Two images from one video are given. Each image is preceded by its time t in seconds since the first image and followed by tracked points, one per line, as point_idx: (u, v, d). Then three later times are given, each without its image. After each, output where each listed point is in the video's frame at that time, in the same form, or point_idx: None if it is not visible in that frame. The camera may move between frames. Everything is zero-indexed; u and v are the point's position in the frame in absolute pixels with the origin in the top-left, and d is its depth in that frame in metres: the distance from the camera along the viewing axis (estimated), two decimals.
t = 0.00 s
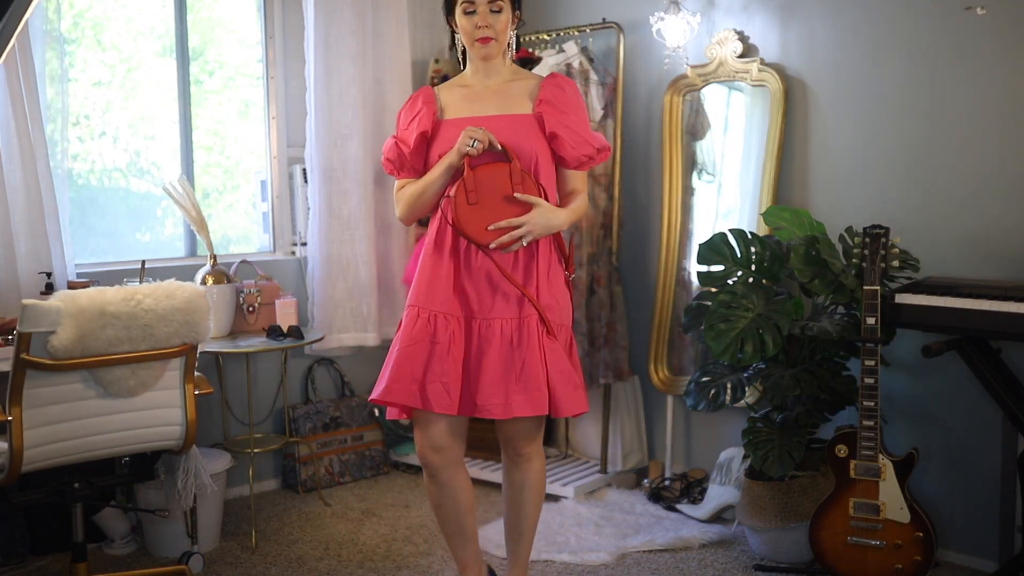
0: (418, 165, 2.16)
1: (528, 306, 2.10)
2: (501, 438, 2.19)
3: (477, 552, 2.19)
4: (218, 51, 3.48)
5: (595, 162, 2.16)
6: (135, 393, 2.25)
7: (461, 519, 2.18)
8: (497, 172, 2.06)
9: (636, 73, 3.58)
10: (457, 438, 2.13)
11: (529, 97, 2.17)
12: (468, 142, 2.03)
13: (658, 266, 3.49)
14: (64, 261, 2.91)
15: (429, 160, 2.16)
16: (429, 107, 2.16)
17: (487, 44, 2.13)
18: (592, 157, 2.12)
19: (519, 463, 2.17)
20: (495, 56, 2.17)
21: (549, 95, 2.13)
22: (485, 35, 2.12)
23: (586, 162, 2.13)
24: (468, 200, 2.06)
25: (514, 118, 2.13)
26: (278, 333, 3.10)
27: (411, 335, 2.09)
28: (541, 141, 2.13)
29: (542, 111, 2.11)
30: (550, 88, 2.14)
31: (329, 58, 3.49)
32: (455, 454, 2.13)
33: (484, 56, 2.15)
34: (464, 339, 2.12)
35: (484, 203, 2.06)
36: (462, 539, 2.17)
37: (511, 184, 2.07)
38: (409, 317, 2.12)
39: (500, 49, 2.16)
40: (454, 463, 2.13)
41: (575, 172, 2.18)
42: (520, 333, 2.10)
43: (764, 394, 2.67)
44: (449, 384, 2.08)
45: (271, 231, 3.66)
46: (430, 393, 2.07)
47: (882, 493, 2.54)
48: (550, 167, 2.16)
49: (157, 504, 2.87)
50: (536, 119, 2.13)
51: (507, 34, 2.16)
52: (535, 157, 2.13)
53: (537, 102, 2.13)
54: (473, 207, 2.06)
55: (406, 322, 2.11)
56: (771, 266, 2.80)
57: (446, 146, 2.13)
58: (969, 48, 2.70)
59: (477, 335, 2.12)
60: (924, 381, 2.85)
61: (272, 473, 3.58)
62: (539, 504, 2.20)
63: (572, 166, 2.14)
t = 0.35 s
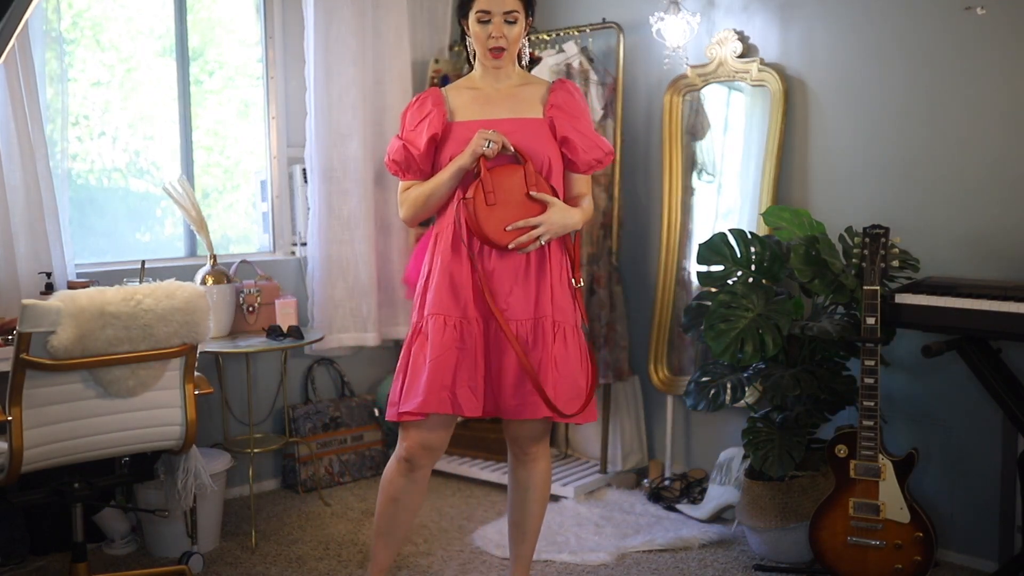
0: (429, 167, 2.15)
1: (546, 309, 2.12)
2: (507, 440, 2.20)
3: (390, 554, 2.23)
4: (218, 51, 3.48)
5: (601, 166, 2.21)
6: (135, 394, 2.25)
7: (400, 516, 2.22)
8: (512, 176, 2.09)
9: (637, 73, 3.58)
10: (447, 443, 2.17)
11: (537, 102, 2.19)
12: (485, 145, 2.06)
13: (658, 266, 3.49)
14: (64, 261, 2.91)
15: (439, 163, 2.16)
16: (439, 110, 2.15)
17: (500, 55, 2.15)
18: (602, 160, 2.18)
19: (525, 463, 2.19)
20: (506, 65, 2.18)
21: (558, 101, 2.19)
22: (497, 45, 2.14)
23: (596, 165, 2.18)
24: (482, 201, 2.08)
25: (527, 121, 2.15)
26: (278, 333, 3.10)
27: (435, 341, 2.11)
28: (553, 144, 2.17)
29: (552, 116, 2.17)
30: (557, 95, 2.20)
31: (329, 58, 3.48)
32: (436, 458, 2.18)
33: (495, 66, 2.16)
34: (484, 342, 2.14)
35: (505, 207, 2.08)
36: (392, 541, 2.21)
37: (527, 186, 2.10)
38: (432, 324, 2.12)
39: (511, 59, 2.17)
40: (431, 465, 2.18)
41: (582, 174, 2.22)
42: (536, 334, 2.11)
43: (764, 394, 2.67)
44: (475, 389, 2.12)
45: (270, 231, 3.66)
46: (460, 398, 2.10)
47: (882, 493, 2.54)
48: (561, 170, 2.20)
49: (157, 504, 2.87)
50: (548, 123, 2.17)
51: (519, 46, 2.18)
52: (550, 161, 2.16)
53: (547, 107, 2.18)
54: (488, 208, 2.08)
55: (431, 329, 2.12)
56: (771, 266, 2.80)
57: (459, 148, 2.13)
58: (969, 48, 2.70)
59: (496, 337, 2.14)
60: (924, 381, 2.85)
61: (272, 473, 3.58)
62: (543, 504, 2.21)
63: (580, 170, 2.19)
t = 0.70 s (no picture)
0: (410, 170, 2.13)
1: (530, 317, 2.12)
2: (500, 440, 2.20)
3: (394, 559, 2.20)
4: (218, 51, 3.48)
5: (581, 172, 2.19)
6: (135, 394, 2.25)
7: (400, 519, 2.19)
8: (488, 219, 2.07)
9: (636, 73, 3.58)
10: (447, 443, 2.18)
11: (519, 104, 2.18)
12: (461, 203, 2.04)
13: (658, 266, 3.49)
14: (64, 261, 2.91)
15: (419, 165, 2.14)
16: (422, 112, 2.13)
17: (480, 46, 2.12)
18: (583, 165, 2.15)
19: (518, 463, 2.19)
20: (488, 60, 2.16)
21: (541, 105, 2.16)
22: (477, 35, 2.11)
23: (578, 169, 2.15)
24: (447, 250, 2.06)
25: (512, 125, 2.13)
26: (278, 333, 3.10)
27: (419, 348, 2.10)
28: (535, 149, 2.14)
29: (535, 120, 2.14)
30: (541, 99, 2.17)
31: (329, 57, 3.49)
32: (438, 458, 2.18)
33: (476, 58, 2.14)
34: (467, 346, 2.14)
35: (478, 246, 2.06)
36: (394, 541, 2.18)
37: (490, 246, 2.06)
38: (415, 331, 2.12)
39: (493, 51, 2.15)
40: (431, 465, 2.18)
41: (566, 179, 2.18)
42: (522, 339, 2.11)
43: (764, 395, 2.67)
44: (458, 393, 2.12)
45: (270, 231, 3.66)
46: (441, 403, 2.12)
47: (882, 493, 2.54)
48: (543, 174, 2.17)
49: (157, 504, 2.87)
50: (531, 127, 2.14)
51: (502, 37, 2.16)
52: (535, 166, 2.14)
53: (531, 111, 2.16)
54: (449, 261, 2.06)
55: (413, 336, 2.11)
56: (771, 266, 2.80)
57: (440, 152, 2.11)
58: (970, 48, 2.70)
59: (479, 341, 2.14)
60: (924, 381, 2.85)
61: (272, 473, 3.58)
62: (539, 503, 2.21)
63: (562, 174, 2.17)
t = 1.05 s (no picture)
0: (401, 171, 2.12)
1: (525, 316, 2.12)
2: (498, 439, 2.20)
3: (393, 557, 2.20)
4: (218, 51, 3.48)
5: (573, 173, 2.20)
6: (135, 393, 2.25)
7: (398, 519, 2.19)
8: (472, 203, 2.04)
9: (636, 73, 3.58)
10: (445, 443, 2.18)
11: (510, 105, 2.18)
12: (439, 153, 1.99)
13: (658, 266, 3.49)
14: (64, 262, 2.91)
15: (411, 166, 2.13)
16: (413, 112, 2.11)
17: (486, 40, 2.12)
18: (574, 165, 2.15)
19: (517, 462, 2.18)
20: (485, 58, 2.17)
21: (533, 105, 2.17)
22: (483, 31, 2.11)
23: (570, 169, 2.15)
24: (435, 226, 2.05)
25: (503, 125, 2.13)
26: (278, 333, 3.10)
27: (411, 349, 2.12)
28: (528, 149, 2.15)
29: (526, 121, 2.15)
30: (531, 100, 2.18)
31: (329, 57, 3.48)
32: (436, 458, 2.19)
33: (482, 53, 2.13)
34: (461, 345, 2.15)
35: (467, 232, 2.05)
36: (392, 541, 2.18)
37: (476, 189, 2.04)
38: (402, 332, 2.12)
39: (496, 47, 2.16)
40: (430, 464, 2.19)
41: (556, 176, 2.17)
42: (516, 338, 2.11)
43: (764, 395, 2.66)
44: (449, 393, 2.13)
45: (271, 231, 3.67)
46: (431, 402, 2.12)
47: (882, 493, 2.54)
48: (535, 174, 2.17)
49: (157, 504, 2.87)
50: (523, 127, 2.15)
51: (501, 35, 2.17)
52: (527, 166, 2.14)
53: (522, 111, 2.17)
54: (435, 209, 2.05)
55: (399, 338, 2.11)
56: (771, 266, 2.80)
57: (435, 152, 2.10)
58: (970, 49, 2.70)
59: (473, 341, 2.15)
60: (924, 381, 2.85)
61: (272, 473, 3.58)
62: (538, 503, 2.21)
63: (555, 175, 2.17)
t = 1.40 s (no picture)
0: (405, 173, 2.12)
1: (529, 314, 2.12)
2: (503, 443, 2.20)
3: (395, 559, 2.19)
4: (218, 51, 3.48)
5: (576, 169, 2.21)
6: (134, 393, 2.25)
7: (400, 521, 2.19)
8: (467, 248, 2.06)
9: (636, 73, 3.58)
10: (449, 445, 2.17)
11: (512, 105, 2.16)
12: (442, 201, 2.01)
13: (658, 266, 3.48)
14: (64, 262, 2.91)
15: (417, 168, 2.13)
16: (415, 116, 2.11)
17: (474, 50, 2.14)
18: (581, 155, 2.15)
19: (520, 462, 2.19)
20: (480, 64, 2.17)
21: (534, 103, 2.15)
22: (472, 40, 2.12)
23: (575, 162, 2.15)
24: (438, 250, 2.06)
25: (503, 124, 2.11)
26: (278, 333, 3.10)
27: (414, 356, 2.11)
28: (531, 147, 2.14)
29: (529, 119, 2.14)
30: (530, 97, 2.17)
31: (329, 57, 3.49)
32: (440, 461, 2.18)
33: (471, 62, 2.15)
34: (469, 347, 2.15)
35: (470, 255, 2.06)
36: (394, 542, 2.17)
37: (472, 244, 2.05)
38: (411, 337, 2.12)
39: (487, 55, 2.16)
40: (433, 467, 2.18)
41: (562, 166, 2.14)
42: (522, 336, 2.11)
43: (764, 395, 2.66)
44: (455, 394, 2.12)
45: (271, 231, 3.67)
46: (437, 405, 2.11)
47: (882, 493, 2.54)
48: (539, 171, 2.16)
49: (157, 504, 2.87)
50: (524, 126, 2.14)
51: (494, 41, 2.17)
52: (529, 165, 2.14)
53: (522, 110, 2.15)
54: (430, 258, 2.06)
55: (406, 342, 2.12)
56: (771, 266, 2.81)
57: (439, 155, 2.09)
58: (970, 48, 2.70)
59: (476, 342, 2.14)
60: (924, 381, 2.85)
61: (272, 473, 3.58)
62: (541, 502, 2.22)
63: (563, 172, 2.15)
